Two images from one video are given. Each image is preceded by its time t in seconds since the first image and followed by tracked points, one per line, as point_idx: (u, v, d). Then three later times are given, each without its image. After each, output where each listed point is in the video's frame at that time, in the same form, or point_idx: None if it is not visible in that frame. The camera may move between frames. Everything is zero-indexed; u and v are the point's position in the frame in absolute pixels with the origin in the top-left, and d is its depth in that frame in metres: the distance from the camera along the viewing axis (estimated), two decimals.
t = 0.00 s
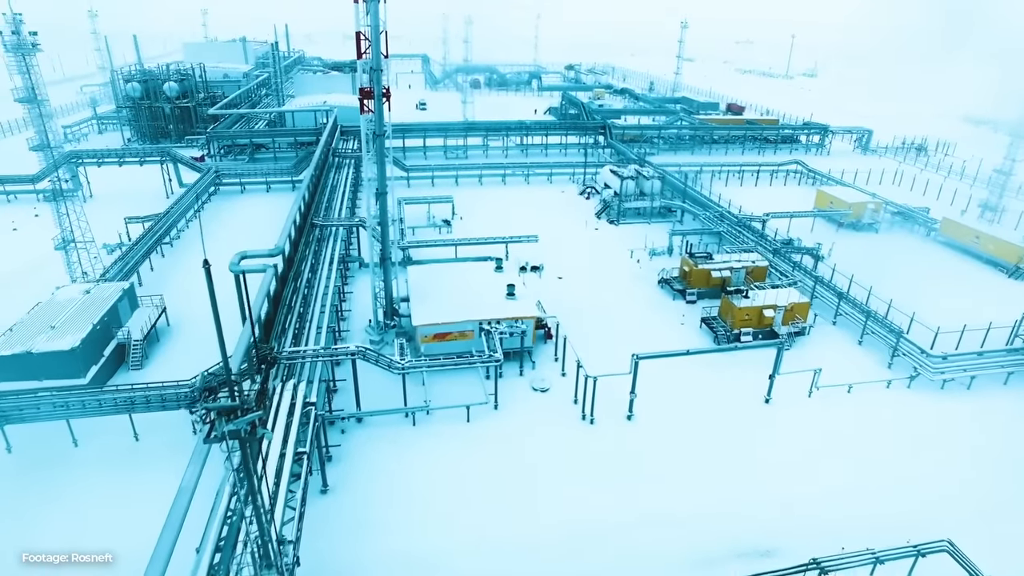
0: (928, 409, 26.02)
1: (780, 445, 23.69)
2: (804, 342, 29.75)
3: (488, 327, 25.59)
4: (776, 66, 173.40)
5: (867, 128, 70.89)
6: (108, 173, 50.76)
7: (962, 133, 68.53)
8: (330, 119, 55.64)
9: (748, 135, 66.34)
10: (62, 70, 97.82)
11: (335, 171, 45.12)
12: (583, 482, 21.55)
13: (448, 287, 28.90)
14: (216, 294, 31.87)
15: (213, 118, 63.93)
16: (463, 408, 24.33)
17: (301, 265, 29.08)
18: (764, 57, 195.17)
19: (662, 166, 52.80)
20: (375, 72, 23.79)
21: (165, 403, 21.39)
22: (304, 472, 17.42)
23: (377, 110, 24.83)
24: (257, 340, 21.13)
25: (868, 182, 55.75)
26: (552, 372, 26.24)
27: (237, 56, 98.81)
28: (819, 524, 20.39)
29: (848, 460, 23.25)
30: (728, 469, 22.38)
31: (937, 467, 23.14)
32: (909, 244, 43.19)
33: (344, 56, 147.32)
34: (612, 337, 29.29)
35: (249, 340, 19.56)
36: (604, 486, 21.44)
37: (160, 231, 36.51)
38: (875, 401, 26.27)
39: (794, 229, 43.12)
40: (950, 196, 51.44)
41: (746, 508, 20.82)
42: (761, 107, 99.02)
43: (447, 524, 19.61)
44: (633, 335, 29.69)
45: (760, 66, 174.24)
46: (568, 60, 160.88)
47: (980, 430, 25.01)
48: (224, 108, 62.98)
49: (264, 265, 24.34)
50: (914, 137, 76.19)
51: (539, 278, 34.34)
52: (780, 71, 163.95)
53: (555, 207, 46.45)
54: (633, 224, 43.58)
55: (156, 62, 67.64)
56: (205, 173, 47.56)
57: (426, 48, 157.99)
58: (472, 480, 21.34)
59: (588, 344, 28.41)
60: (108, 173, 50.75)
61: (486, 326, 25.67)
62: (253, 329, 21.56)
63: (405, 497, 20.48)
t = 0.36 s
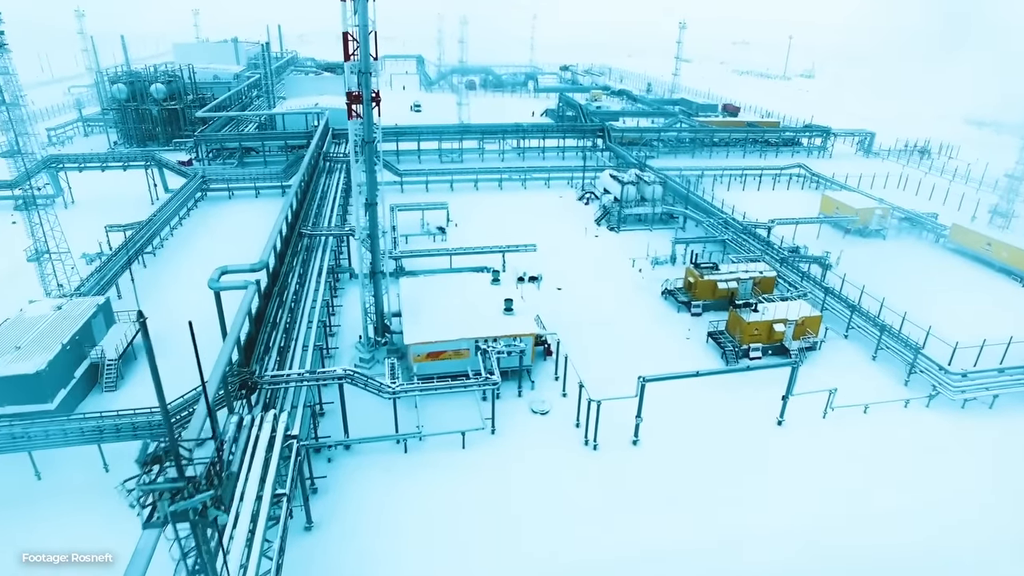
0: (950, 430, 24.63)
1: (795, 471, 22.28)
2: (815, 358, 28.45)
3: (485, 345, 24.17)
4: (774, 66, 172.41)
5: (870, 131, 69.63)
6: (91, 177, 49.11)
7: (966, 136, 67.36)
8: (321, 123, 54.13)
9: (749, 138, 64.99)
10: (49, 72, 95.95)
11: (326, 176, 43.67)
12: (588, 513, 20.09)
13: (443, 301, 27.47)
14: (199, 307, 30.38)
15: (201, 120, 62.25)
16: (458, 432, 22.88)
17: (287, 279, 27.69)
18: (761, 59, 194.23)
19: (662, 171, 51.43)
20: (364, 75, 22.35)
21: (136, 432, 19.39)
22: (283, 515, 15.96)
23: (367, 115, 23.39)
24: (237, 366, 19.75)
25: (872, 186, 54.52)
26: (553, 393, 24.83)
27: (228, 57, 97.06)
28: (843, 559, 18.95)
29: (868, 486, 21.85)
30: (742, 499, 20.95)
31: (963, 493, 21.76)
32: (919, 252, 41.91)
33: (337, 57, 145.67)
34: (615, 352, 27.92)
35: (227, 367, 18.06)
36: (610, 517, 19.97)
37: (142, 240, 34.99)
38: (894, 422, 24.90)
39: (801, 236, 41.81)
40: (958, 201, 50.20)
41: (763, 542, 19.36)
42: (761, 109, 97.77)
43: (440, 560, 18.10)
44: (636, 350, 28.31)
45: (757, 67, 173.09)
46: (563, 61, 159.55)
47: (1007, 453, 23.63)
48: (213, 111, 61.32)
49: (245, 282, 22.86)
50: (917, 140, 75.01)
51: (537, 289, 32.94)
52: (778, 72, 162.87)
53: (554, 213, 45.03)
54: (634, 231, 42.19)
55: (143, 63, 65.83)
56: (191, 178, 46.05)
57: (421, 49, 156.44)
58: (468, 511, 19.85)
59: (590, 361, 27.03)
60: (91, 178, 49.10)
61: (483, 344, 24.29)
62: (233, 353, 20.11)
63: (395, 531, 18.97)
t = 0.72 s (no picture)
0: (975, 449, 23.17)
1: (814, 496, 20.76)
2: (827, 372, 27.01)
3: (480, 363, 22.63)
4: (769, 67, 171.50)
5: (870, 132, 68.45)
6: (71, 181, 47.33)
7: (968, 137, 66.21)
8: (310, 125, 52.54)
9: (749, 140, 63.70)
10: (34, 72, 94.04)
11: (313, 180, 42.07)
12: (592, 545, 18.47)
13: (435, 314, 25.90)
14: (177, 318, 28.70)
15: (186, 122, 60.48)
16: (452, 458, 21.27)
17: (270, 292, 26.08)
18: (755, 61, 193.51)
19: (662, 174, 49.98)
20: (348, 75, 20.74)
21: (101, 464, 16.92)
22: (258, 566, 14.35)
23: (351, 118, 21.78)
24: (210, 392, 18.16)
25: (875, 189, 53.27)
26: (553, 414, 23.31)
27: (216, 58, 95.34)
28: None
29: (894, 513, 20.29)
30: (759, 528, 19.38)
31: (995, 519, 20.23)
32: (927, 257, 40.57)
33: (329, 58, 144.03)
34: (618, 368, 26.41)
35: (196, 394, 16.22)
36: (617, 549, 18.34)
37: (119, 247, 33.33)
38: (916, 441, 23.43)
39: (806, 241, 40.43)
40: (964, 204, 48.95)
41: None
42: (758, 109, 96.55)
43: None
44: (640, 365, 26.83)
45: (752, 68, 172.10)
46: (558, 63, 158.57)
47: None
48: (199, 112, 59.58)
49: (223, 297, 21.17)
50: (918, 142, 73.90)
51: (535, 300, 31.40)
52: (773, 73, 162.07)
53: (550, 217, 43.54)
54: (634, 236, 40.73)
55: (126, 63, 63.95)
56: (174, 182, 44.41)
57: (413, 49, 154.84)
58: (462, 545, 18.18)
59: (591, 378, 25.52)
60: (71, 182, 47.32)
61: (479, 362, 22.77)
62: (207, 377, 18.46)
63: (382, 569, 17.25)
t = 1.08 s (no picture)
0: (1008, 469, 21.58)
1: (840, 522, 19.10)
2: (845, 385, 25.40)
3: (476, 380, 20.99)
4: (765, 68, 170.53)
5: (873, 132, 67.11)
6: (48, 184, 45.46)
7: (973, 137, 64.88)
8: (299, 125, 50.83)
9: (750, 140, 62.24)
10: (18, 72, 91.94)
11: (301, 182, 40.38)
12: None
13: (428, 325, 24.24)
14: (151, 330, 26.96)
15: (172, 122, 58.65)
16: (446, 484, 19.56)
17: (249, 303, 24.32)
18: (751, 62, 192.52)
19: (663, 176, 48.37)
20: (332, 69, 19.01)
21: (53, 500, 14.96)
22: None
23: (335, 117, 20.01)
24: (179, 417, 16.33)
25: (881, 190, 51.80)
26: (555, 434, 21.67)
27: (205, 58, 93.41)
28: None
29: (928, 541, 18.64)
30: (782, 560, 17.71)
31: None
32: (940, 261, 39.06)
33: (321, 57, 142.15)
34: (623, 383, 24.76)
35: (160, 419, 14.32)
36: None
37: (94, 253, 31.55)
38: (945, 460, 21.85)
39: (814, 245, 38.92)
40: (973, 206, 47.54)
41: None
42: (757, 109, 95.14)
43: None
44: (646, 379, 25.18)
45: (748, 69, 171.03)
46: (553, 63, 156.93)
47: None
48: (184, 112, 57.77)
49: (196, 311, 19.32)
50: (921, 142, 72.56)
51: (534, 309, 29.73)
52: (770, 74, 161.02)
53: (548, 220, 41.93)
54: (636, 240, 39.14)
55: (110, 61, 62.10)
56: (156, 185, 42.64)
57: (407, 49, 153.14)
58: None
59: (595, 394, 23.88)
60: (49, 184, 45.44)
61: (476, 378, 21.15)
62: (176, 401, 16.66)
63: None
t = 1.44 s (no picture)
0: None
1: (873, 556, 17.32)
2: (867, 401, 23.74)
3: (471, 401, 19.20)
4: (761, 69, 169.53)
5: (877, 132, 65.71)
6: (23, 186, 43.46)
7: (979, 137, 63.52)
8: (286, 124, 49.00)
9: (752, 140, 60.67)
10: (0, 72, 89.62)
11: (287, 184, 38.57)
12: None
13: (419, 338, 22.41)
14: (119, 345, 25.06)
15: (155, 122, 56.67)
16: (438, 517, 17.72)
17: (225, 316, 22.41)
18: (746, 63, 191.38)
19: (665, 176, 46.71)
20: (311, 58, 17.19)
21: None
22: None
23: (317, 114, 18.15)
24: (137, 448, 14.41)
25: (889, 191, 50.30)
26: (557, 459, 19.89)
27: (193, 57, 91.35)
28: None
29: None
30: None
31: None
32: (955, 266, 37.45)
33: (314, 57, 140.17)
34: (630, 401, 23.02)
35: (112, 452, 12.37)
36: None
37: (63, 259, 29.62)
38: (980, 484, 20.14)
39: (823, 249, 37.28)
40: (984, 208, 46.06)
41: None
42: (756, 109, 93.70)
43: None
44: (654, 395, 23.46)
45: (745, 70, 169.94)
46: (548, 64, 155.46)
47: None
48: (168, 111, 55.79)
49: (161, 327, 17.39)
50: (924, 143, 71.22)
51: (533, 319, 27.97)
52: (767, 74, 159.83)
53: (546, 223, 40.18)
54: (638, 243, 37.43)
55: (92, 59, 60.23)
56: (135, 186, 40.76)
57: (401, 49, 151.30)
58: None
59: (599, 412, 22.16)
60: (23, 186, 43.45)
61: (472, 398, 19.40)
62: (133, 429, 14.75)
63: None
